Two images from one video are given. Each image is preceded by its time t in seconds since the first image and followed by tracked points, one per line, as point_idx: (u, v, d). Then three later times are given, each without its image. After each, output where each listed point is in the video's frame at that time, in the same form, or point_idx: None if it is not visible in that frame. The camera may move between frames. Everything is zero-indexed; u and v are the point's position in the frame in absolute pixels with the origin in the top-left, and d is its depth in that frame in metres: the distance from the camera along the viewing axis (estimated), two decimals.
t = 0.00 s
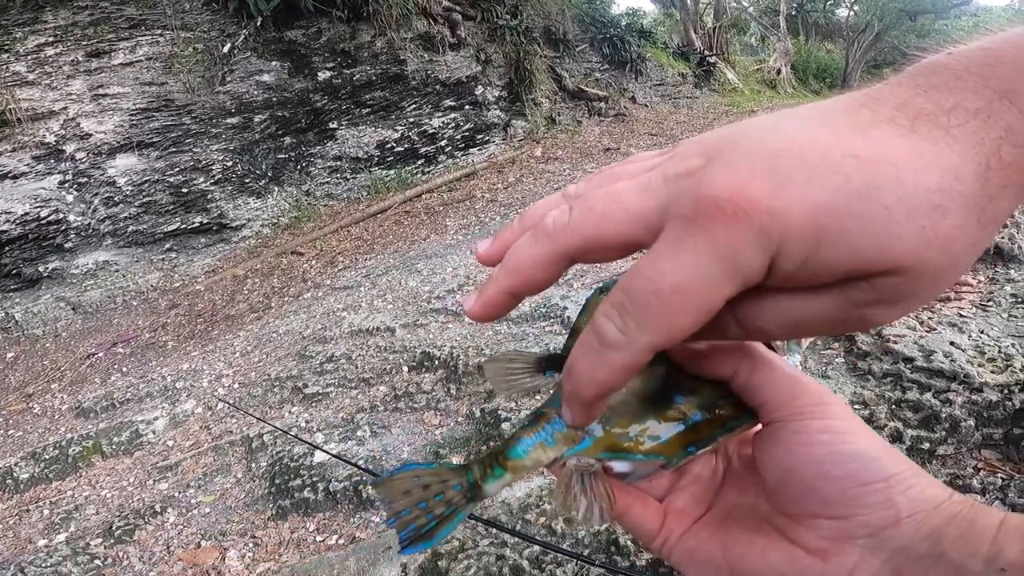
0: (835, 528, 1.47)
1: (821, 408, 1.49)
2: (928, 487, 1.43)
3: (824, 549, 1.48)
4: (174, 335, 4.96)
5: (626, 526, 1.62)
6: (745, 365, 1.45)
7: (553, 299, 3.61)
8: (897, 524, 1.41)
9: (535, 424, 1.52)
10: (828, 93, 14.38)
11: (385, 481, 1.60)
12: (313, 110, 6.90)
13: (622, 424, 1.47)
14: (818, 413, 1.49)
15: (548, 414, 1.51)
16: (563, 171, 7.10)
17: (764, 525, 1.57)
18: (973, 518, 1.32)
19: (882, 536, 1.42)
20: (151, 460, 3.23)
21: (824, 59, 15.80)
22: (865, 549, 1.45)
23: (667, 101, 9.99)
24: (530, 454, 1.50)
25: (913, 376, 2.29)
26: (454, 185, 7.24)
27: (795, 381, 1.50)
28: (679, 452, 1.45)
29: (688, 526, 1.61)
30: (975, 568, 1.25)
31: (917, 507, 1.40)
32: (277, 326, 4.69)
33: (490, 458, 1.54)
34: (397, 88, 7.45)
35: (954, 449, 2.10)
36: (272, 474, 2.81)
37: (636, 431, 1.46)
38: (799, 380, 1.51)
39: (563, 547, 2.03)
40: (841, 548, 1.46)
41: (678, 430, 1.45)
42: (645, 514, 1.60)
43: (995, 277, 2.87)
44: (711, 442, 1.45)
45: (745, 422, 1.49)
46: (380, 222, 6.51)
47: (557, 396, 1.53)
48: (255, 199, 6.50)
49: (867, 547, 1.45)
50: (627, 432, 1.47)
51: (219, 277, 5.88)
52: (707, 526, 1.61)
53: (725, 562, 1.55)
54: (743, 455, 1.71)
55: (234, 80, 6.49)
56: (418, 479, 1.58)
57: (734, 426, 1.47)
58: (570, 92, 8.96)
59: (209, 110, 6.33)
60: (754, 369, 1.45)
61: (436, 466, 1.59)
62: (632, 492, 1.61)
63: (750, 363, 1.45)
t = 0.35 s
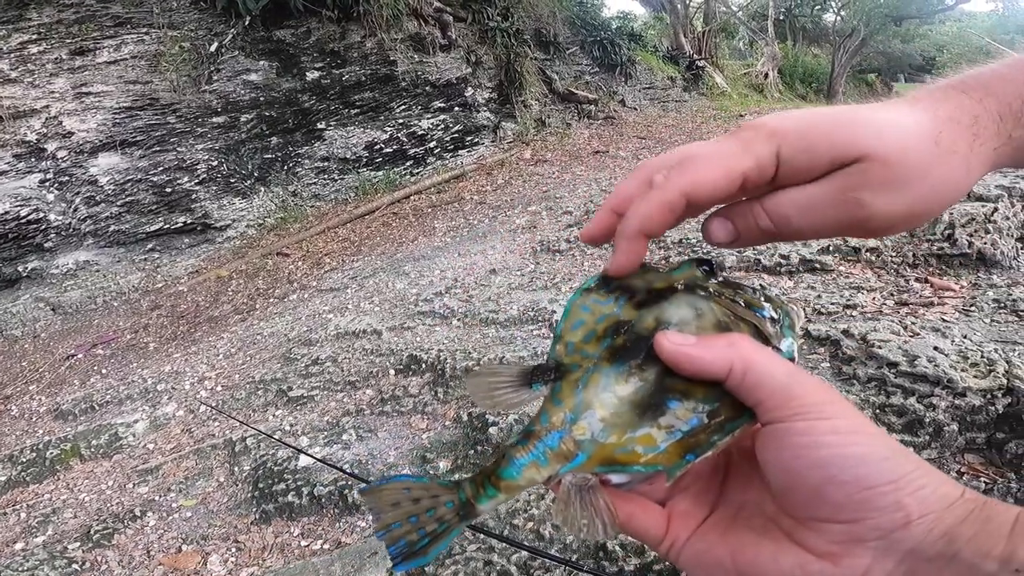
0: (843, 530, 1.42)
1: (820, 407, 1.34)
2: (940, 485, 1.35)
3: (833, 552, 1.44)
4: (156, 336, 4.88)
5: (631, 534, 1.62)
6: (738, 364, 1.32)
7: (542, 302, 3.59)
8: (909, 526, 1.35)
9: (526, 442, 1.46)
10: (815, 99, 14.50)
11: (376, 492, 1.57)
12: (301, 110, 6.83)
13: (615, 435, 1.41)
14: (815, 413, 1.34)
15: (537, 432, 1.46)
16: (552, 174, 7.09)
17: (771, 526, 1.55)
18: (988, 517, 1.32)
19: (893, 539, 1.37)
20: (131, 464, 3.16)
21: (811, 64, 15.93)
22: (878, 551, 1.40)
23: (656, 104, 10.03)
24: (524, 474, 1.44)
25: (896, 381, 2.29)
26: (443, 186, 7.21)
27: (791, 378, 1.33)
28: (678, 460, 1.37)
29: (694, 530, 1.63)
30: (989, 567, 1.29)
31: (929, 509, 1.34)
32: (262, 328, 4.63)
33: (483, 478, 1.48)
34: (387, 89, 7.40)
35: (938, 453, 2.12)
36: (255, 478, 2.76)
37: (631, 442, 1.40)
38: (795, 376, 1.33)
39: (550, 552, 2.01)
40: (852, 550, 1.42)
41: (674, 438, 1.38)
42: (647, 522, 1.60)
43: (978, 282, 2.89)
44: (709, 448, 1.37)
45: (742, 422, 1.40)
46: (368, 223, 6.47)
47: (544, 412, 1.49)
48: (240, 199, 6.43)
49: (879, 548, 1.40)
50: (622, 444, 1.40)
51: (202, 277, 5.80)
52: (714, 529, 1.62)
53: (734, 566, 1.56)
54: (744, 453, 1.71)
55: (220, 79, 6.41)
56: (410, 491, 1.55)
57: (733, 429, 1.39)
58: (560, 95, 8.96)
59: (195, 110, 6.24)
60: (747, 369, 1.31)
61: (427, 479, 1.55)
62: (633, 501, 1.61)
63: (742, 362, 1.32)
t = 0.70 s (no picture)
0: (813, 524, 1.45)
1: (784, 402, 1.39)
2: (911, 479, 1.34)
3: (805, 547, 1.47)
4: (153, 333, 4.89)
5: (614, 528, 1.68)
6: (703, 357, 1.34)
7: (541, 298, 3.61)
8: (877, 521, 1.35)
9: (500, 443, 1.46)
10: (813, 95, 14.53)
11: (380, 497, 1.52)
12: (298, 107, 6.82)
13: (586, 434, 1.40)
14: (782, 408, 1.39)
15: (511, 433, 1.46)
16: (550, 170, 7.10)
17: (749, 522, 1.57)
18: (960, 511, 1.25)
19: (862, 534, 1.38)
20: (130, 461, 3.18)
21: (807, 60, 15.96)
22: (847, 547, 1.41)
23: (654, 100, 10.06)
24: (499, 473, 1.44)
25: (896, 376, 2.32)
26: (441, 183, 7.22)
27: (757, 372, 1.35)
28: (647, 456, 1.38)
29: (677, 524, 1.67)
30: (964, 568, 1.21)
31: (897, 503, 1.33)
32: (260, 325, 4.64)
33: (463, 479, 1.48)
34: (384, 85, 7.38)
35: (937, 448, 2.13)
36: (256, 475, 2.78)
37: (602, 440, 1.39)
38: (762, 370, 1.36)
39: (552, 547, 2.04)
40: (823, 545, 1.44)
41: (643, 435, 1.38)
42: (629, 516, 1.66)
43: (975, 277, 2.92)
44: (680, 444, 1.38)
45: (712, 417, 1.41)
46: (366, 220, 6.48)
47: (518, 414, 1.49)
48: (237, 196, 6.43)
49: (848, 544, 1.41)
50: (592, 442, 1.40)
51: (199, 274, 5.81)
52: (695, 523, 1.65)
53: (712, 562, 1.60)
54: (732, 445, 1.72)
55: (217, 76, 6.40)
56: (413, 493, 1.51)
57: (702, 424, 1.40)
58: (558, 91, 8.97)
59: (191, 106, 6.23)
60: (711, 361, 1.34)
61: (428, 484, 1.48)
62: (614, 497, 1.64)
63: (706, 355, 1.34)
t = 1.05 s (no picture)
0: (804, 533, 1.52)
1: (767, 414, 1.44)
2: (895, 487, 1.42)
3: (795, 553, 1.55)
4: (144, 334, 4.87)
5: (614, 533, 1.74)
6: (673, 379, 1.39)
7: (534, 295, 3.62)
8: (864, 527, 1.43)
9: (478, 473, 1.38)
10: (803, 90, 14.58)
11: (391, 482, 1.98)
12: (288, 105, 6.79)
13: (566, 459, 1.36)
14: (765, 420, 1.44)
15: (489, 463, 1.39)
16: (542, 167, 7.11)
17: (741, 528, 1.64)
18: (948, 517, 1.34)
19: (849, 540, 1.46)
20: (123, 462, 3.17)
21: (796, 56, 16.05)
22: (837, 552, 1.49)
23: (645, 96, 10.08)
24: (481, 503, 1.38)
25: (885, 368, 2.35)
26: (432, 180, 7.21)
27: (734, 388, 1.41)
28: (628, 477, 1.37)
29: (675, 526, 1.71)
30: (951, 569, 1.31)
31: (882, 511, 1.41)
32: (253, 325, 4.62)
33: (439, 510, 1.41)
34: (375, 83, 7.36)
35: (928, 440, 2.16)
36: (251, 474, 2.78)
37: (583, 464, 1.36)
38: (739, 385, 1.41)
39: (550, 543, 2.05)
40: (812, 553, 1.52)
41: (622, 455, 1.38)
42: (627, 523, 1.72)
43: (964, 270, 2.95)
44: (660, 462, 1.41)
45: (691, 430, 1.48)
46: (358, 218, 6.46)
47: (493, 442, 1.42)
48: (227, 195, 6.39)
49: (837, 549, 1.49)
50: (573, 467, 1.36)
51: (190, 274, 5.77)
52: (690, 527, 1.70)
53: (708, 566, 1.66)
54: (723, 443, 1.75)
55: (205, 75, 6.38)
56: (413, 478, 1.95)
57: (680, 439, 1.45)
58: (549, 88, 8.97)
59: (179, 106, 6.20)
60: (682, 383, 1.39)
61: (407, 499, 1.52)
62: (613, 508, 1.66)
63: (677, 378, 1.39)
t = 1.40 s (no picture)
0: (781, 556, 1.51)
1: (734, 446, 1.39)
2: (868, 509, 1.41)
3: None
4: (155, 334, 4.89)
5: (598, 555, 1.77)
6: (639, 423, 1.34)
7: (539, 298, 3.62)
8: (840, 550, 1.42)
9: (466, 501, 1.47)
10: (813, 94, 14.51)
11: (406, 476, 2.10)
12: (298, 107, 6.83)
13: (543, 490, 1.41)
14: (730, 454, 1.39)
15: (473, 492, 1.47)
16: (549, 170, 7.11)
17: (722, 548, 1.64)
18: (925, 537, 1.36)
19: (827, 563, 1.46)
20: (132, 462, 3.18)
21: (805, 59, 15.98)
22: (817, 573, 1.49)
23: (653, 100, 10.07)
24: (471, 528, 1.46)
25: (894, 372, 2.32)
26: (441, 183, 7.21)
27: (697, 426, 1.35)
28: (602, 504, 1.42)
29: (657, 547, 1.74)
30: None
31: (857, 535, 1.40)
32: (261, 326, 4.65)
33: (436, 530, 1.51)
34: (383, 86, 7.37)
35: (936, 444, 2.15)
36: (259, 474, 2.79)
37: (557, 494, 1.41)
38: (703, 421, 1.35)
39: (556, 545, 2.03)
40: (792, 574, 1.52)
41: (594, 484, 1.41)
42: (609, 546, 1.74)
43: (974, 275, 2.93)
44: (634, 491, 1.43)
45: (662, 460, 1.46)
46: (366, 220, 6.48)
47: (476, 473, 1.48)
48: (237, 197, 6.41)
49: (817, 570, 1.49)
50: (548, 496, 1.41)
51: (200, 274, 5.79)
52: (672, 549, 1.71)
53: None
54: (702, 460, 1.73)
55: (216, 77, 6.44)
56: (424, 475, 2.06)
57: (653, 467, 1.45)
58: (557, 91, 8.97)
59: (191, 108, 6.26)
60: (648, 427, 1.34)
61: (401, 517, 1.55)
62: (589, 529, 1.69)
63: (643, 421, 1.33)
